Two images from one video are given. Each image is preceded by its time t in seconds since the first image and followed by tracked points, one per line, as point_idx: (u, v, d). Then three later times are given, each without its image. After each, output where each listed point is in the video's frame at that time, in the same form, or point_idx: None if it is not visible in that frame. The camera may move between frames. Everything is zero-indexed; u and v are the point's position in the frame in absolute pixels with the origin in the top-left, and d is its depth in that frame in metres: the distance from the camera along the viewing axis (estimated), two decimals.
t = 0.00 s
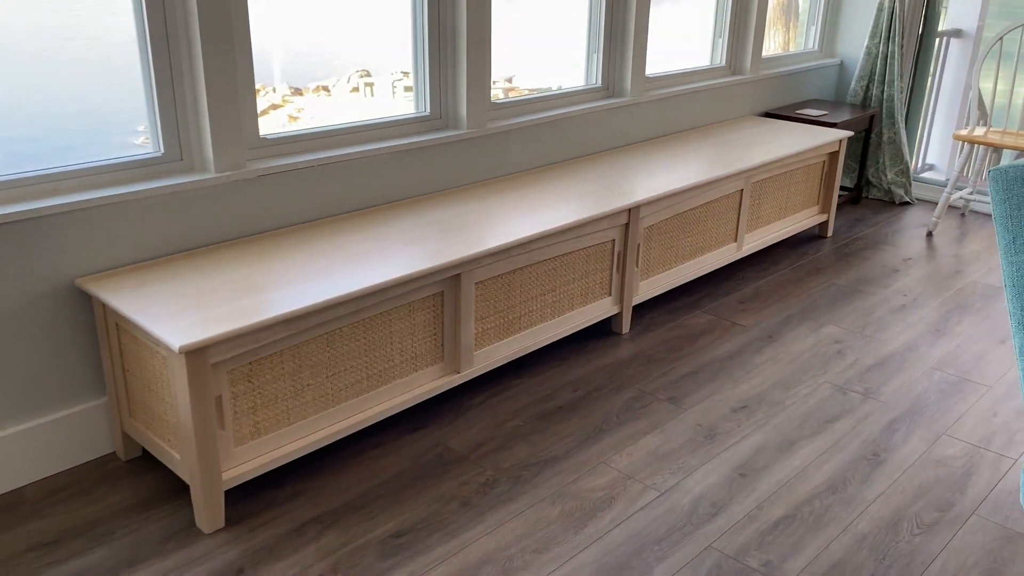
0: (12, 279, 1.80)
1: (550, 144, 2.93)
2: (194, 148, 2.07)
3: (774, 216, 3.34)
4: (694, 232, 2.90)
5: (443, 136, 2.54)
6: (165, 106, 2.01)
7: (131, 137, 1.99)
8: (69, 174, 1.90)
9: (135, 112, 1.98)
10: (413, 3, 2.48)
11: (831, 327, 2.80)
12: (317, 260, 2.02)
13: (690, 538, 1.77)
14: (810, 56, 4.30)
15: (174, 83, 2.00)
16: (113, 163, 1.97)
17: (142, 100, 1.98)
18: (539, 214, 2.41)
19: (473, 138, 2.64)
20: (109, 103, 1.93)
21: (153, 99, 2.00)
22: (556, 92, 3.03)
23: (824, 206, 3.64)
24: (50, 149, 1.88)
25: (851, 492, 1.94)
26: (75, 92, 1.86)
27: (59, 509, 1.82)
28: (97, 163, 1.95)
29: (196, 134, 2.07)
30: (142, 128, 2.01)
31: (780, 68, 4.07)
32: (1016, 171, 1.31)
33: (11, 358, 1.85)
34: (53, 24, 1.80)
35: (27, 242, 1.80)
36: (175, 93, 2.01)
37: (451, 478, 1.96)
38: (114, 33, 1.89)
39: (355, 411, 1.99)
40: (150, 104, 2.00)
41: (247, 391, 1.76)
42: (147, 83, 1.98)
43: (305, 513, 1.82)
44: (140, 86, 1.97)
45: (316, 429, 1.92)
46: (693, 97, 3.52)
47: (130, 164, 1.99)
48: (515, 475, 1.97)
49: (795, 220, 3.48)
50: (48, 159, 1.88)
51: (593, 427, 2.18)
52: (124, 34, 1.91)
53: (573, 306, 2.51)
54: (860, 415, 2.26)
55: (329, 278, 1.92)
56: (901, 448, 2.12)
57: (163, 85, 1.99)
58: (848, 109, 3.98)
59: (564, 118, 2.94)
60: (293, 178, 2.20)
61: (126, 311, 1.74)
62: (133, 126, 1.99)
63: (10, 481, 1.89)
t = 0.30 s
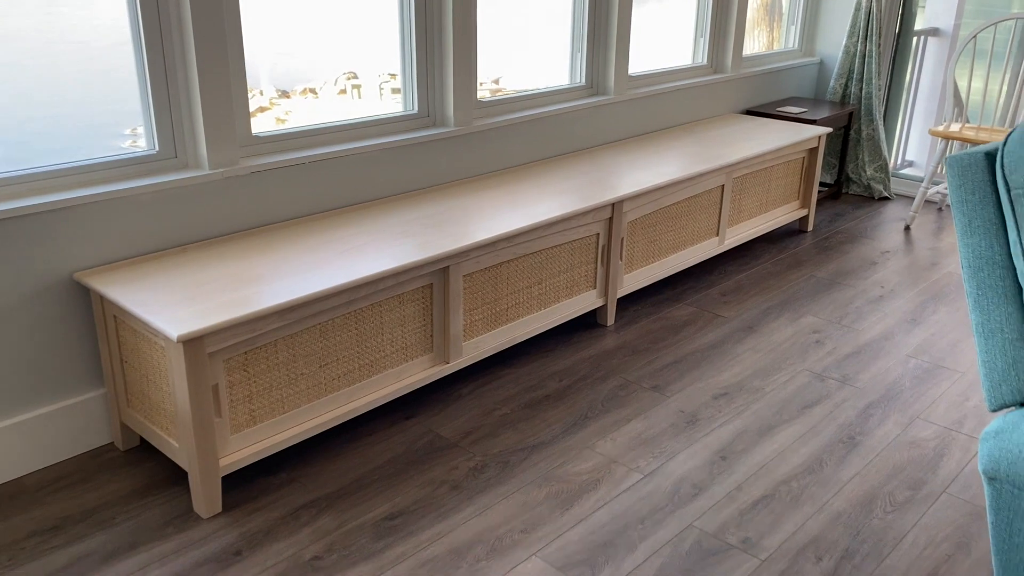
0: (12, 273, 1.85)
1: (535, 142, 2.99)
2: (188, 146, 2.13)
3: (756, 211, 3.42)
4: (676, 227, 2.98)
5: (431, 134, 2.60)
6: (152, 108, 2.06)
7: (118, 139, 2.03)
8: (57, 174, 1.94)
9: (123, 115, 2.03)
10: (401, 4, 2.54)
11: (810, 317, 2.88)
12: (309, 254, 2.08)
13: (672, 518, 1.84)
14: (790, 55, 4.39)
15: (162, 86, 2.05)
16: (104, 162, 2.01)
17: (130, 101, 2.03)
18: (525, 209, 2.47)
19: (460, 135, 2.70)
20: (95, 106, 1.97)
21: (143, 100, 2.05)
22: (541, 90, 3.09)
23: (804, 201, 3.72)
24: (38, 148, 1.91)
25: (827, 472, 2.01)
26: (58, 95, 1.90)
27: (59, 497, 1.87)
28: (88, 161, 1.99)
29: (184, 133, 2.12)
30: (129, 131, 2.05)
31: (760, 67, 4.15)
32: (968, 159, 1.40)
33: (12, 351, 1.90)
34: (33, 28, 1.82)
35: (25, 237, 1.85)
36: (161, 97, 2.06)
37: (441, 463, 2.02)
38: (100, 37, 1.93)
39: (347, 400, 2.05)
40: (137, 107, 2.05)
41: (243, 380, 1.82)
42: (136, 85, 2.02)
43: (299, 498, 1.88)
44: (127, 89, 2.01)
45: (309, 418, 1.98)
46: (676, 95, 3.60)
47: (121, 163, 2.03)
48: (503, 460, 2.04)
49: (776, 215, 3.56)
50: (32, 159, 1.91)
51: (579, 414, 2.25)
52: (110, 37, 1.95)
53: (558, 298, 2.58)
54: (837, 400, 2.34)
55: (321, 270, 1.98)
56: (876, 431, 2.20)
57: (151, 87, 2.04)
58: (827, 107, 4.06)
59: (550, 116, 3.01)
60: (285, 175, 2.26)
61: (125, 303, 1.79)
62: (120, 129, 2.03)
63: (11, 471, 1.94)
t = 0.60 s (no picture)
0: (16, 269, 1.91)
1: (523, 142, 3.07)
2: (185, 145, 2.19)
3: (740, 208, 3.50)
4: (662, 223, 3.05)
5: (422, 133, 2.67)
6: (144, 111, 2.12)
7: (108, 143, 2.09)
8: (48, 174, 1.99)
9: (115, 118, 2.08)
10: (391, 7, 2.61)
11: (792, 310, 2.96)
12: (304, 249, 2.14)
13: (656, 500, 1.91)
14: (774, 56, 4.47)
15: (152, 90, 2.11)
16: (95, 163, 2.06)
17: (122, 104, 2.08)
18: (514, 206, 2.54)
19: (451, 135, 2.77)
20: (86, 110, 2.02)
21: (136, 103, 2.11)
22: (529, 91, 3.17)
23: (787, 198, 3.80)
24: (28, 149, 1.96)
25: (806, 456, 2.09)
26: (48, 99, 1.95)
27: (63, 486, 1.93)
28: (82, 161, 2.04)
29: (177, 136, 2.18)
30: (120, 135, 2.10)
31: (744, 67, 4.23)
32: (926, 151, 1.45)
33: (16, 344, 1.96)
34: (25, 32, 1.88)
35: (25, 233, 1.90)
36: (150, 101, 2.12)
37: (433, 451, 2.09)
38: (90, 40, 1.98)
39: (342, 391, 2.11)
40: (129, 111, 2.10)
41: (242, 370, 1.88)
42: (127, 88, 2.08)
43: (296, 484, 1.94)
44: (117, 93, 2.06)
45: (306, 408, 2.04)
46: (662, 95, 3.67)
47: (112, 164, 2.08)
48: (493, 447, 2.11)
49: (760, 211, 3.64)
50: (23, 160, 1.96)
51: (567, 404, 2.32)
52: (100, 41, 2.00)
53: (547, 292, 2.65)
54: (816, 388, 2.42)
55: (316, 265, 2.04)
56: (853, 417, 2.27)
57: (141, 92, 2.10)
58: (809, 106, 4.14)
59: (538, 116, 3.09)
60: (280, 174, 2.33)
61: (126, 296, 1.86)
62: (112, 133, 2.08)
63: (15, 461, 1.99)
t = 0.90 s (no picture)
0: (31, 275, 1.96)
1: (519, 148, 3.12)
2: (193, 153, 2.24)
3: (734, 212, 3.56)
4: (657, 227, 3.11)
5: (422, 141, 2.73)
6: (140, 121, 2.16)
7: (104, 152, 2.11)
8: (44, 184, 2.01)
9: (110, 128, 2.11)
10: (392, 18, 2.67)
11: (785, 312, 3.02)
12: (309, 254, 2.19)
13: (654, 497, 1.97)
14: (766, 63, 4.55)
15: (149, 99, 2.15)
16: (90, 172, 2.08)
17: (116, 114, 2.11)
18: (513, 211, 2.60)
19: (451, 142, 2.83)
20: (79, 120, 2.05)
21: (134, 113, 2.14)
22: (527, 98, 3.23)
23: (780, 202, 3.87)
24: (23, 160, 1.98)
25: (799, 454, 2.15)
26: (43, 109, 1.98)
27: (75, 486, 1.98)
28: (80, 171, 2.08)
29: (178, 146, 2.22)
30: (116, 144, 2.13)
31: (737, 75, 4.30)
32: (911, 155, 1.52)
33: (30, 347, 2.01)
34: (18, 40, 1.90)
35: (34, 240, 1.95)
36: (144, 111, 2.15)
37: (437, 450, 2.14)
38: (81, 49, 2.00)
39: (347, 392, 2.16)
40: (123, 121, 2.13)
41: (250, 372, 1.93)
42: (133, 97, 2.12)
43: (304, 483, 1.99)
44: (112, 103, 2.09)
45: (312, 409, 2.09)
46: (656, 102, 3.74)
47: (107, 173, 2.11)
48: (495, 446, 2.16)
49: (754, 216, 3.70)
50: (17, 170, 1.98)
51: (567, 404, 2.37)
52: (92, 51, 2.02)
53: (545, 296, 2.70)
54: (809, 388, 2.48)
55: (322, 269, 2.10)
56: (845, 416, 2.33)
57: (137, 103, 2.14)
58: (801, 113, 4.22)
59: (536, 123, 3.15)
60: (285, 181, 2.38)
61: (138, 300, 1.91)
62: (107, 142, 2.11)
63: (28, 462, 2.04)
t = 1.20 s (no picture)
0: (49, 281, 2.01)
1: (518, 156, 3.16)
2: (206, 161, 2.30)
3: (731, 219, 3.63)
4: (657, 233, 3.17)
5: (427, 149, 2.79)
6: (135, 133, 2.18)
7: (99, 162, 2.13)
8: (31, 198, 2.02)
9: (103, 140, 2.12)
10: (398, 30, 2.74)
11: (783, 316, 3.08)
12: (319, 260, 2.25)
13: (658, 494, 2.02)
14: (761, 72, 4.63)
15: (141, 113, 2.17)
16: (79, 185, 2.09)
17: (106, 127, 2.11)
18: (517, 217, 2.65)
19: (455, 151, 2.89)
20: (71, 133, 2.06)
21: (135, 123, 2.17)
22: (529, 108, 3.29)
23: (776, 209, 3.93)
24: (6, 178, 1.98)
25: (799, 452, 2.20)
26: (34, 122, 1.98)
27: (93, 487, 2.03)
28: (77, 182, 2.10)
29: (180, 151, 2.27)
30: (112, 154, 2.15)
31: (733, 84, 4.38)
32: (906, 161, 1.58)
33: (47, 352, 2.05)
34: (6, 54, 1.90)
35: (45, 248, 1.99)
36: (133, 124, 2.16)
37: (445, 450, 2.19)
38: (73, 61, 2.01)
39: (357, 395, 2.21)
40: (116, 133, 2.14)
41: (264, 374, 1.98)
42: (146, 108, 2.18)
43: (316, 483, 2.04)
44: (103, 116, 2.10)
45: (323, 411, 2.14)
46: (655, 111, 3.81)
47: (95, 185, 2.12)
48: (502, 447, 2.21)
49: (751, 222, 3.76)
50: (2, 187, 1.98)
51: (571, 406, 2.42)
52: (86, 62, 2.04)
53: (548, 300, 2.76)
54: (807, 389, 2.54)
55: (332, 274, 2.15)
56: (843, 416, 2.39)
57: (132, 114, 2.15)
58: (796, 121, 4.29)
59: (538, 132, 3.21)
60: (295, 188, 2.44)
61: (155, 304, 1.96)
62: (103, 152, 2.13)
63: (44, 465, 2.08)
